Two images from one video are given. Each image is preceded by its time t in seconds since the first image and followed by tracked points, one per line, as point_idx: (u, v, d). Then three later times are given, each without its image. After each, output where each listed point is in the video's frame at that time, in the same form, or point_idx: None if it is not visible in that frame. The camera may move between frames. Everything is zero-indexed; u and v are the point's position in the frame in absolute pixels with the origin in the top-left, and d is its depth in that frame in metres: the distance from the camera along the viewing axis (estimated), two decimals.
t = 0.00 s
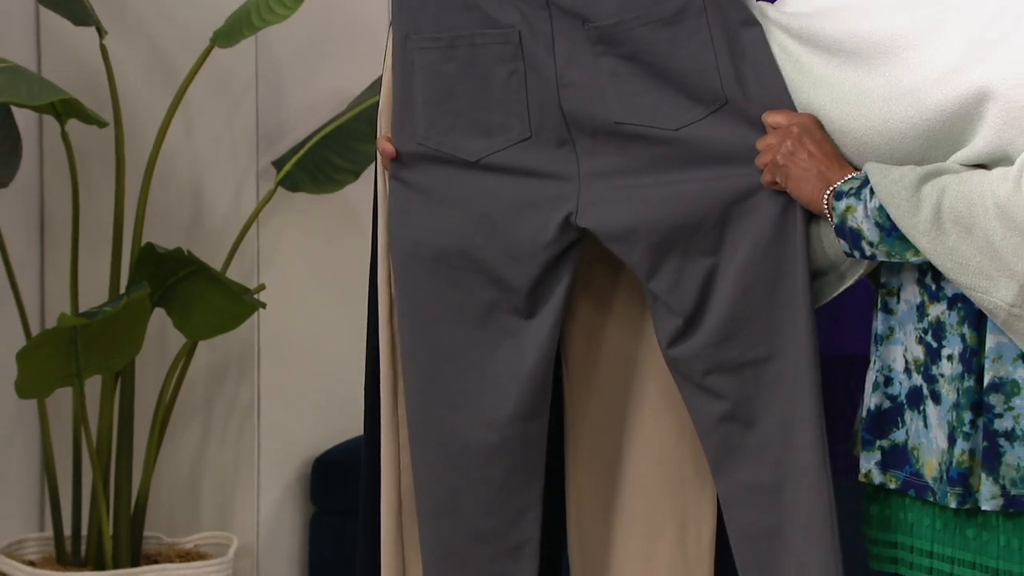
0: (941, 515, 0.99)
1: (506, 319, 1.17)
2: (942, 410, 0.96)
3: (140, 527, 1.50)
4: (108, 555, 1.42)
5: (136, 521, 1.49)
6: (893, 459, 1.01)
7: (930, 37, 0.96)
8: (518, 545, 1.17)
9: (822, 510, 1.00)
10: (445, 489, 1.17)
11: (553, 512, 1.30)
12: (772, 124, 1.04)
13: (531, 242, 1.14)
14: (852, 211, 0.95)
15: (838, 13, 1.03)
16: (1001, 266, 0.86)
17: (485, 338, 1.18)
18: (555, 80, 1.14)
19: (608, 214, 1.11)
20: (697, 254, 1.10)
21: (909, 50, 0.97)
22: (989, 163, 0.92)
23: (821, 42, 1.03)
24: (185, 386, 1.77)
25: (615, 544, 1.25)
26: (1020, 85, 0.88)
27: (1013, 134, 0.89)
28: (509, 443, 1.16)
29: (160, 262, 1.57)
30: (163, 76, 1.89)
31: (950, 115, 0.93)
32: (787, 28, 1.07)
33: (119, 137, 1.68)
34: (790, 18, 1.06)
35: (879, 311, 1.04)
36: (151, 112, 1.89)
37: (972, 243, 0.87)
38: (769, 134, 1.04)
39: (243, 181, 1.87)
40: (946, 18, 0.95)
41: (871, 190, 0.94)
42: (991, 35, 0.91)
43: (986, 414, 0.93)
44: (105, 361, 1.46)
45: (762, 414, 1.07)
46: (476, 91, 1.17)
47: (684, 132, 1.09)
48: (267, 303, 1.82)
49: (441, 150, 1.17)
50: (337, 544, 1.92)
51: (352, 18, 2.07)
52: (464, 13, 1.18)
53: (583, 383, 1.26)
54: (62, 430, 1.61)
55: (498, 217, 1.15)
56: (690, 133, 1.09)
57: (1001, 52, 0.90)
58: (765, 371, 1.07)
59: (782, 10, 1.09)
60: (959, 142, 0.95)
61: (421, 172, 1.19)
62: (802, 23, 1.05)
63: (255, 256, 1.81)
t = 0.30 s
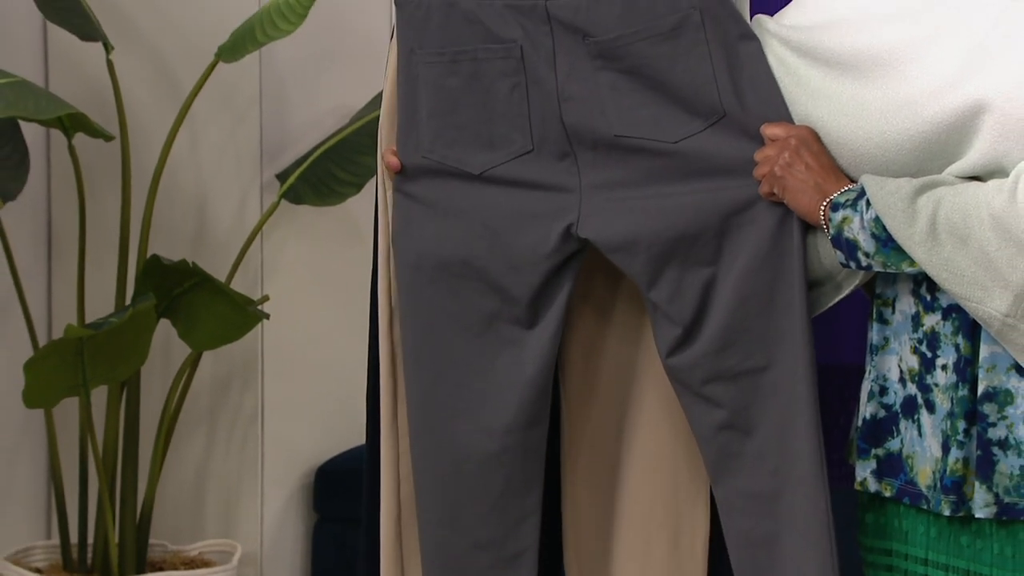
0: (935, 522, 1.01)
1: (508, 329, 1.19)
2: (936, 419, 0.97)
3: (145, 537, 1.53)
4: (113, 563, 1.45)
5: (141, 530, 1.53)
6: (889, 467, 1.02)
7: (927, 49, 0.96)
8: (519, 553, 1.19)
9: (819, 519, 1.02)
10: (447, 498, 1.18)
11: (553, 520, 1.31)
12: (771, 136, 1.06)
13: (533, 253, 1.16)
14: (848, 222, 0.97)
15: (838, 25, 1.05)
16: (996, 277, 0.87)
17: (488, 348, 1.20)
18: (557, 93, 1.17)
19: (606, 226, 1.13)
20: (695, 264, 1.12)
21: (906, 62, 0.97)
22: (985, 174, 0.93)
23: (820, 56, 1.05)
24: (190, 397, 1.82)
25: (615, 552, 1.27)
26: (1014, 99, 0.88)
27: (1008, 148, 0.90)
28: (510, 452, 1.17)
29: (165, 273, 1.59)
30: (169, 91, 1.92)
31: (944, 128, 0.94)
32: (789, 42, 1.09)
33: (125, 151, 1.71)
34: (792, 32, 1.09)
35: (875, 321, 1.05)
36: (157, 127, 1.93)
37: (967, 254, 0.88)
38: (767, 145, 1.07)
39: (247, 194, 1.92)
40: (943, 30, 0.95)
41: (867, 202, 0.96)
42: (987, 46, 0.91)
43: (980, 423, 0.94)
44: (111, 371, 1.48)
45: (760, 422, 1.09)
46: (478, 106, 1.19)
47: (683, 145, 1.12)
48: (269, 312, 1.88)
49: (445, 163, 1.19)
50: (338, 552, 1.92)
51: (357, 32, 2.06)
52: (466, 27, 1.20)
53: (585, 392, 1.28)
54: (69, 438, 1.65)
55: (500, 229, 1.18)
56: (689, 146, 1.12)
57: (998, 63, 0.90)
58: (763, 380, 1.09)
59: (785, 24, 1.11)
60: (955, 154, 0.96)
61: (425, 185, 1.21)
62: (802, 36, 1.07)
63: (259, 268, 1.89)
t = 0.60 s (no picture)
0: (936, 524, 1.01)
1: (511, 330, 1.19)
2: (938, 421, 0.97)
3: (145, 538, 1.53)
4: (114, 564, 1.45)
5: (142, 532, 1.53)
6: (890, 469, 1.02)
7: (928, 51, 0.96)
8: (522, 554, 1.19)
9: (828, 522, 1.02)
10: (450, 499, 1.18)
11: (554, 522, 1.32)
12: (773, 137, 1.06)
13: (535, 255, 1.16)
14: (850, 224, 0.97)
15: (840, 27, 1.05)
16: (997, 279, 0.87)
17: (490, 349, 1.20)
18: (558, 95, 1.17)
19: (608, 227, 1.13)
20: (697, 265, 1.12)
21: (907, 65, 0.97)
22: (987, 177, 0.93)
23: (822, 57, 1.05)
24: (190, 400, 1.81)
25: (616, 554, 1.27)
26: (1015, 102, 0.88)
27: (1009, 150, 0.90)
28: (513, 453, 1.17)
29: (164, 275, 1.59)
30: (169, 93, 1.92)
31: (946, 130, 0.94)
32: (790, 43, 1.09)
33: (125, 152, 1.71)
34: (793, 33, 1.09)
35: (875, 323, 1.05)
36: (156, 129, 1.93)
37: (969, 256, 0.88)
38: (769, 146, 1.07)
39: (247, 196, 1.93)
40: (944, 32, 0.95)
41: (869, 204, 0.96)
42: (988, 49, 0.91)
43: (982, 425, 0.94)
44: (110, 373, 1.48)
45: (764, 422, 1.09)
46: (479, 108, 1.19)
47: (685, 146, 1.12)
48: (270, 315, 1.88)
49: (447, 164, 1.19)
50: (338, 553, 1.93)
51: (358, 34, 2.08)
52: (468, 29, 1.20)
53: (587, 393, 1.28)
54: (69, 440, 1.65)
55: (502, 231, 1.18)
56: (690, 148, 1.12)
57: (999, 66, 0.90)
58: (766, 381, 1.09)
59: (787, 25, 1.11)
60: (956, 156, 0.96)
61: (427, 187, 1.21)
62: (804, 38, 1.07)
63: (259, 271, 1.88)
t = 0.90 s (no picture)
0: (936, 525, 1.01)
1: (513, 332, 1.20)
2: (939, 422, 0.97)
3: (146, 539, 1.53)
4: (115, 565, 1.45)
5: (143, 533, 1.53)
6: (890, 470, 1.02)
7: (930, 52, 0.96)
8: (525, 555, 1.19)
9: (829, 523, 1.02)
10: (453, 501, 1.18)
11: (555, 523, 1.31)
12: (772, 138, 1.06)
13: (536, 257, 1.16)
14: (851, 226, 0.97)
15: (842, 28, 1.05)
16: (997, 280, 0.87)
17: (495, 351, 1.20)
18: (557, 96, 1.18)
19: (608, 229, 1.13)
20: (697, 267, 1.12)
21: (909, 65, 0.98)
22: (988, 178, 0.94)
23: (824, 58, 1.05)
24: (190, 401, 1.82)
25: (617, 555, 1.27)
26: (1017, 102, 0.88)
27: (1010, 151, 0.90)
28: (516, 455, 1.17)
29: (165, 276, 1.59)
30: (169, 95, 1.93)
31: (947, 131, 0.94)
32: (792, 43, 1.09)
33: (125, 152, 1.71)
34: (795, 33, 1.09)
35: (875, 324, 1.05)
36: (156, 130, 1.93)
37: (970, 257, 0.88)
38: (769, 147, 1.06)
39: (247, 197, 1.93)
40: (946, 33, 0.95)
41: (870, 205, 0.96)
42: (990, 50, 0.91)
43: (981, 426, 0.94)
44: (111, 374, 1.47)
45: (765, 423, 1.09)
46: (480, 109, 1.19)
47: (683, 148, 1.12)
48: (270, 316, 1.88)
49: (447, 166, 1.19)
50: (339, 554, 1.93)
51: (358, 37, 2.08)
52: (469, 29, 1.20)
53: (589, 394, 1.28)
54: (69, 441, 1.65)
55: (502, 233, 1.18)
56: (689, 149, 1.12)
57: (1000, 67, 0.90)
58: (767, 382, 1.09)
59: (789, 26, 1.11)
60: (958, 157, 0.96)
61: (428, 188, 1.21)
62: (806, 38, 1.07)
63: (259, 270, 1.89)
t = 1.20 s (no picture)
0: (936, 532, 1.01)
1: (514, 339, 1.20)
2: (939, 429, 0.97)
3: (146, 547, 1.53)
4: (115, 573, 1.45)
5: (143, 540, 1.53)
6: (891, 477, 1.02)
7: (929, 60, 0.97)
8: (528, 562, 1.19)
9: (831, 528, 1.02)
10: (456, 507, 1.18)
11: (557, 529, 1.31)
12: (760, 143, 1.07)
13: (536, 263, 1.16)
14: (848, 227, 0.98)
15: (842, 36, 1.05)
16: (997, 286, 0.87)
17: (496, 357, 1.20)
18: (552, 102, 1.18)
19: (607, 233, 1.13)
20: (696, 271, 1.12)
21: (908, 73, 0.98)
22: (987, 184, 0.94)
23: (823, 65, 1.06)
24: (189, 408, 1.84)
25: (619, 561, 1.27)
26: (1015, 111, 0.89)
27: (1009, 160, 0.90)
28: (518, 462, 1.17)
29: (165, 283, 1.59)
30: (169, 102, 1.93)
31: (946, 137, 0.94)
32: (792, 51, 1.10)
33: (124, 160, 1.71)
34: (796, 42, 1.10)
35: (875, 331, 1.05)
36: (156, 137, 1.93)
37: (970, 263, 0.89)
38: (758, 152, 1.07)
39: (247, 204, 1.93)
40: (946, 42, 0.96)
41: (868, 206, 0.97)
42: (988, 59, 0.92)
43: (982, 432, 0.94)
44: (110, 382, 1.47)
45: (767, 426, 1.10)
46: (477, 115, 1.19)
47: (676, 152, 1.12)
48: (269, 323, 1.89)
49: (446, 172, 1.19)
50: (339, 561, 1.93)
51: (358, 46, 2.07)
52: (466, 35, 1.20)
53: (590, 400, 1.28)
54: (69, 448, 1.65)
55: (501, 239, 1.17)
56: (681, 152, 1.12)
57: (999, 75, 0.90)
58: (768, 385, 1.09)
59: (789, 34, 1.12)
60: (956, 164, 0.97)
61: (429, 196, 1.21)
62: (805, 46, 1.08)
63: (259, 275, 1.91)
